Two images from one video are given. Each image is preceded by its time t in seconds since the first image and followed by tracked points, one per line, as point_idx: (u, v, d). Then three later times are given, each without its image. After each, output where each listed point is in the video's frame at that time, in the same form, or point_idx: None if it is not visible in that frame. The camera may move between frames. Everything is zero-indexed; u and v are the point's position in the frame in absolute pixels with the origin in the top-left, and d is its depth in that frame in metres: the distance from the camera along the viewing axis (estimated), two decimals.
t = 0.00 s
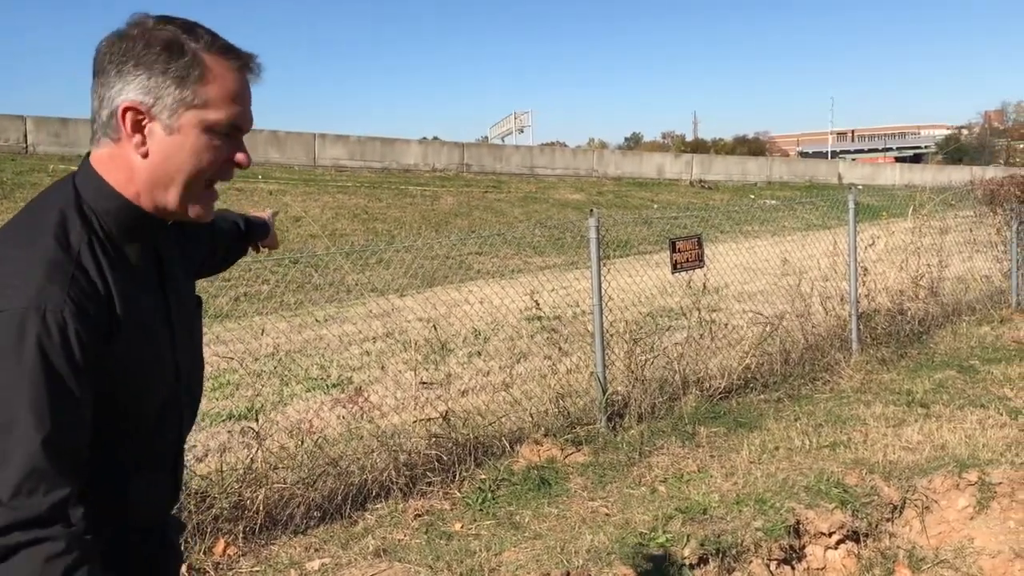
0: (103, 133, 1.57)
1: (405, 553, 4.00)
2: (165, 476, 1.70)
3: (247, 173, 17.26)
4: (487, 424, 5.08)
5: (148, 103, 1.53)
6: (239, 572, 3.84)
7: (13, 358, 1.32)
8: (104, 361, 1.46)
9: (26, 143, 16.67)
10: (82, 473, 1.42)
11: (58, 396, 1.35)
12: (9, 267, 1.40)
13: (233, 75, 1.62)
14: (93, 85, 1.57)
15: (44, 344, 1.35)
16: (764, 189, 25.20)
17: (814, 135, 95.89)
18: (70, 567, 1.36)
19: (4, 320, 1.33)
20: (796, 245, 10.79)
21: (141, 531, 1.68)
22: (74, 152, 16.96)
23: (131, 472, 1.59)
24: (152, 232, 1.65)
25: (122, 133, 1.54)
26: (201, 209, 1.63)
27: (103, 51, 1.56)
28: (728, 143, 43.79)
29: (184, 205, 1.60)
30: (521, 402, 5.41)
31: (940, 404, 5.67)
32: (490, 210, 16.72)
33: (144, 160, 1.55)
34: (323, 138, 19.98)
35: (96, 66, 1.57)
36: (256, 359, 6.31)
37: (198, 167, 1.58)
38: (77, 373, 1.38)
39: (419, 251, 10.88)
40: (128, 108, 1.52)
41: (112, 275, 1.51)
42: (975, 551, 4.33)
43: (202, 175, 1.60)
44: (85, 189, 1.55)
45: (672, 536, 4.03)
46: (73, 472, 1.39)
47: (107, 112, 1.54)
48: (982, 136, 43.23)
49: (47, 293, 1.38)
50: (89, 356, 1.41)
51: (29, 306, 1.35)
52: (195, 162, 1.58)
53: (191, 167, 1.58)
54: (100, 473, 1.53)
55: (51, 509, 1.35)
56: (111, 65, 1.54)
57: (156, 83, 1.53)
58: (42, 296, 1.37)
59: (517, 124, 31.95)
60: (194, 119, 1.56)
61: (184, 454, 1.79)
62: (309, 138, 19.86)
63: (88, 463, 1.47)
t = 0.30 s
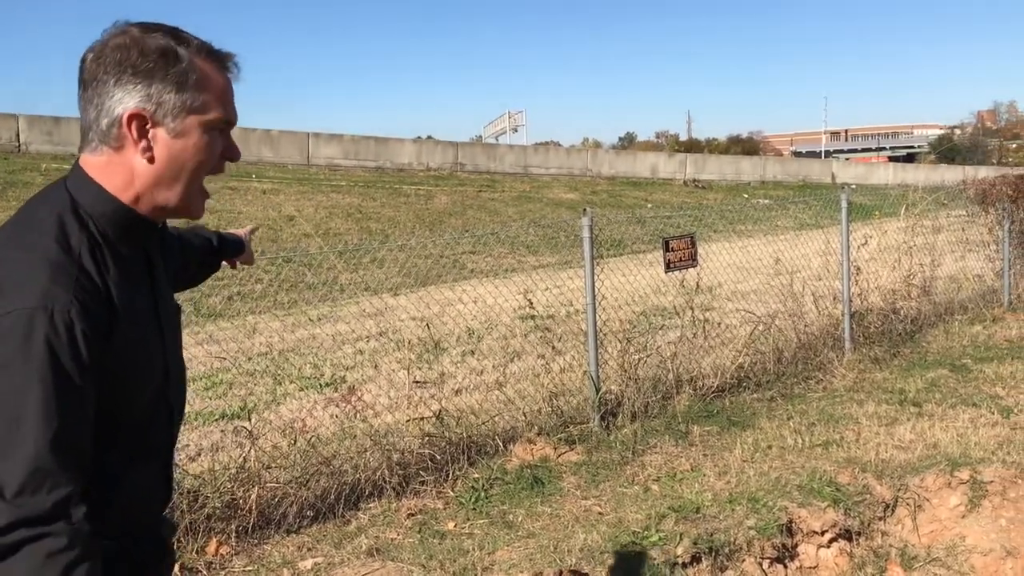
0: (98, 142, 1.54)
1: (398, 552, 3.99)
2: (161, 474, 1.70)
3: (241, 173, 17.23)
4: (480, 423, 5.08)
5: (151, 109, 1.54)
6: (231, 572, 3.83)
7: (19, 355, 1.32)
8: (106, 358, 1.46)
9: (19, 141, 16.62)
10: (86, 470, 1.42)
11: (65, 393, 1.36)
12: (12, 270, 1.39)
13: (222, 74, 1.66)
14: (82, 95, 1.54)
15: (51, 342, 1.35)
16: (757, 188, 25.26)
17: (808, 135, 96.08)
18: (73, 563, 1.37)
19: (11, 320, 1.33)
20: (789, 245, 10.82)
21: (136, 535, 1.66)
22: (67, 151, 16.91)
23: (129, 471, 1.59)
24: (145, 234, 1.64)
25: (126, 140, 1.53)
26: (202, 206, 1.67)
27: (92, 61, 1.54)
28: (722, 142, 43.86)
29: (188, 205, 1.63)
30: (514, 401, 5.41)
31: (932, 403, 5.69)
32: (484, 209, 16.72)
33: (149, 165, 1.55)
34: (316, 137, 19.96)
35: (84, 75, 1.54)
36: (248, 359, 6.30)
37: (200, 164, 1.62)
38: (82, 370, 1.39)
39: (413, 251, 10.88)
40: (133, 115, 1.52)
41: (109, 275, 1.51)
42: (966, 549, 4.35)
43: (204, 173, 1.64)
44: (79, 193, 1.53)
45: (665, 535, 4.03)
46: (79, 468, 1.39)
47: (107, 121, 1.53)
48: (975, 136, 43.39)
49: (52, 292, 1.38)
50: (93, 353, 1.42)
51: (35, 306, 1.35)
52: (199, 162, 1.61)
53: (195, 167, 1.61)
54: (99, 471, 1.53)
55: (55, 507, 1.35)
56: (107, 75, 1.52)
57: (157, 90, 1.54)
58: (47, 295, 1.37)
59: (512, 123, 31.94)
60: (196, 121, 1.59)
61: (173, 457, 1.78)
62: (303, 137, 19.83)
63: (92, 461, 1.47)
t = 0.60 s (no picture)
0: (79, 135, 1.54)
1: (390, 551, 3.99)
2: (150, 465, 1.70)
3: (233, 172, 17.19)
4: (473, 422, 5.08)
5: (130, 98, 1.55)
6: (222, 571, 3.83)
7: (19, 345, 1.32)
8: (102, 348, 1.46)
9: (10, 139, 16.54)
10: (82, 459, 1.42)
11: (65, 383, 1.36)
12: (8, 263, 1.38)
13: (193, 55, 1.67)
14: (59, 91, 1.54)
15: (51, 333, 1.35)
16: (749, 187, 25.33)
17: (801, 134, 96.32)
18: (69, 551, 1.34)
19: (12, 313, 1.33)
20: (781, 243, 10.84)
21: (126, 523, 1.67)
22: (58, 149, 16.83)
23: (123, 461, 1.59)
24: (131, 223, 1.64)
25: (108, 131, 1.54)
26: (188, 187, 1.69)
27: (65, 55, 1.53)
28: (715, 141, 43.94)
29: (175, 188, 1.65)
30: (506, 399, 5.40)
31: (923, 401, 5.71)
32: (477, 208, 16.72)
33: (134, 153, 1.57)
34: (309, 136, 19.91)
35: (59, 71, 1.54)
36: (240, 358, 6.29)
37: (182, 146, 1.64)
38: (81, 362, 1.39)
39: (406, 249, 10.87)
40: (113, 106, 1.53)
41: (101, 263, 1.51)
42: (957, 547, 4.46)
43: (188, 154, 1.66)
44: (66, 185, 1.53)
45: (657, 533, 4.03)
46: (78, 460, 1.39)
47: (87, 114, 1.53)
48: (967, 136, 43.56)
49: (50, 285, 1.38)
50: (91, 344, 1.42)
51: (35, 299, 1.35)
52: (182, 145, 1.63)
53: (178, 150, 1.63)
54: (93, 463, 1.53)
55: (52, 495, 1.34)
56: (83, 68, 1.52)
57: (134, 78, 1.55)
58: (46, 289, 1.37)
59: (505, 123, 31.94)
60: (174, 105, 1.61)
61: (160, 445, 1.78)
62: (295, 136, 19.80)
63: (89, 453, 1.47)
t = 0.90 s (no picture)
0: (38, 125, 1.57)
1: (381, 550, 3.99)
2: (134, 459, 1.69)
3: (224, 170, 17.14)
4: (464, 421, 5.07)
5: (79, 86, 1.55)
6: (213, 570, 3.82)
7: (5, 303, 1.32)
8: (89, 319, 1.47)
9: None
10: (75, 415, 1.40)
11: (54, 338, 1.35)
12: None
13: (149, 40, 1.64)
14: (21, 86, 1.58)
15: (37, 296, 1.36)
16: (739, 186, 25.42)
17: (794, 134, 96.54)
18: (71, 478, 1.28)
19: None
20: (772, 242, 10.89)
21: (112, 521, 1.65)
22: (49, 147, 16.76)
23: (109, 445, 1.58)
24: (107, 211, 1.65)
25: (60, 120, 1.55)
26: (159, 174, 1.66)
27: (23, 50, 1.57)
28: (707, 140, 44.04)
29: (139, 174, 1.62)
30: (497, 399, 5.40)
31: (913, 400, 5.73)
32: (469, 207, 16.72)
33: (88, 141, 1.57)
34: (301, 134, 19.87)
35: (20, 65, 1.58)
36: (231, 357, 6.27)
37: (140, 129, 1.60)
38: (69, 324, 1.39)
39: (397, 248, 10.87)
40: (61, 94, 1.54)
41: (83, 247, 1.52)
42: (946, 545, 4.50)
43: (152, 140, 1.63)
44: (36, 172, 1.53)
45: (647, 532, 4.03)
46: (70, 412, 1.36)
47: (42, 106, 1.56)
48: (958, 136, 43.76)
49: (35, 258, 1.39)
50: (79, 312, 1.43)
51: (20, 269, 1.36)
52: (140, 130, 1.60)
53: (137, 135, 1.60)
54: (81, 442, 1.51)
55: (42, 431, 1.30)
56: (35, 61, 1.55)
57: (80, 65, 1.55)
58: (31, 261, 1.38)
59: (497, 121, 31.95)
60: (127, 89, 1.58)
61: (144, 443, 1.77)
62: (287, 134, 19.76)
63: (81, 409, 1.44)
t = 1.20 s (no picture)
0: (11, 117, 1.66)
1: (371, 549, 3.98)
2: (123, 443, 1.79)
3: (216, 169, 17.10)
4: (455, 419, 5.07)
5: (46, 77, 1.63)
6: (203, 570, 3.82)
7: None
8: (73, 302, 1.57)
9: None
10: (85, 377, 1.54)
11: (51, 310, 1.48)
12: None
13: (119, 32, 1.69)
14: None
15: (29, 281, 1.47)
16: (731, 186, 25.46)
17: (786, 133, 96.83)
18: (109, 414, 1.45)
19: None
20: (763, 242, 10.92)
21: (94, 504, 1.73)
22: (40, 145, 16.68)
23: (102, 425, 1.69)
24: (81, 206, 1.74)
25: (28, 111, 1.63)
26: (128, 166, 1.73)
27: None
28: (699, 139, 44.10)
29: (107, 165, 1.70)
30: (489, 397, 5.40)
31: (903, 399, 5.75)
32: (461, 206, 16.72)
33: (56, 131, 1.65)
34: (293, 133, 19.83)
35: None
36: (221, 356, 6.26)
37: (108, 122, 1.67)
38: (61, 299, 1.52)
39: (389, 247, 10.85)
40: (28, 86, 1.62)
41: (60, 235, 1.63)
42: (935, 543, 4.54)
43: (120, 135, 1.70)
44: (15, 165, 1.63)
45: (638, 530, 4.04)
46: (83, 376, 1.50)
47: (12, 98, 1.64)
48: (949, 136, 43.93)
49: (22, 245, 1.50)
50: (67, 289, 1.55)
51: (13, 254, 1.48)
52: (108, 122, 1.67)
53: (102, 126, 1.67)
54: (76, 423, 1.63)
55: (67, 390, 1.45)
56: (6, 54, 1.64)
57: (48, 58, 1.62)
58: (19, 247, 1.50)
59: (490, 121, 31.93)
60: (93, 81, 1.64)
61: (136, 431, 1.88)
62: (279, 133, 19.72)
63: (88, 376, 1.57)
